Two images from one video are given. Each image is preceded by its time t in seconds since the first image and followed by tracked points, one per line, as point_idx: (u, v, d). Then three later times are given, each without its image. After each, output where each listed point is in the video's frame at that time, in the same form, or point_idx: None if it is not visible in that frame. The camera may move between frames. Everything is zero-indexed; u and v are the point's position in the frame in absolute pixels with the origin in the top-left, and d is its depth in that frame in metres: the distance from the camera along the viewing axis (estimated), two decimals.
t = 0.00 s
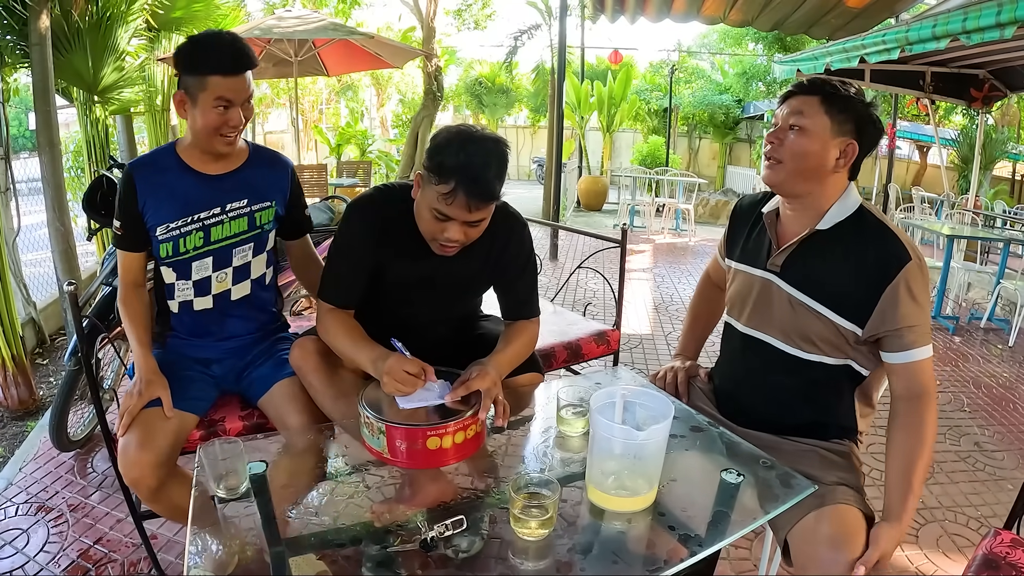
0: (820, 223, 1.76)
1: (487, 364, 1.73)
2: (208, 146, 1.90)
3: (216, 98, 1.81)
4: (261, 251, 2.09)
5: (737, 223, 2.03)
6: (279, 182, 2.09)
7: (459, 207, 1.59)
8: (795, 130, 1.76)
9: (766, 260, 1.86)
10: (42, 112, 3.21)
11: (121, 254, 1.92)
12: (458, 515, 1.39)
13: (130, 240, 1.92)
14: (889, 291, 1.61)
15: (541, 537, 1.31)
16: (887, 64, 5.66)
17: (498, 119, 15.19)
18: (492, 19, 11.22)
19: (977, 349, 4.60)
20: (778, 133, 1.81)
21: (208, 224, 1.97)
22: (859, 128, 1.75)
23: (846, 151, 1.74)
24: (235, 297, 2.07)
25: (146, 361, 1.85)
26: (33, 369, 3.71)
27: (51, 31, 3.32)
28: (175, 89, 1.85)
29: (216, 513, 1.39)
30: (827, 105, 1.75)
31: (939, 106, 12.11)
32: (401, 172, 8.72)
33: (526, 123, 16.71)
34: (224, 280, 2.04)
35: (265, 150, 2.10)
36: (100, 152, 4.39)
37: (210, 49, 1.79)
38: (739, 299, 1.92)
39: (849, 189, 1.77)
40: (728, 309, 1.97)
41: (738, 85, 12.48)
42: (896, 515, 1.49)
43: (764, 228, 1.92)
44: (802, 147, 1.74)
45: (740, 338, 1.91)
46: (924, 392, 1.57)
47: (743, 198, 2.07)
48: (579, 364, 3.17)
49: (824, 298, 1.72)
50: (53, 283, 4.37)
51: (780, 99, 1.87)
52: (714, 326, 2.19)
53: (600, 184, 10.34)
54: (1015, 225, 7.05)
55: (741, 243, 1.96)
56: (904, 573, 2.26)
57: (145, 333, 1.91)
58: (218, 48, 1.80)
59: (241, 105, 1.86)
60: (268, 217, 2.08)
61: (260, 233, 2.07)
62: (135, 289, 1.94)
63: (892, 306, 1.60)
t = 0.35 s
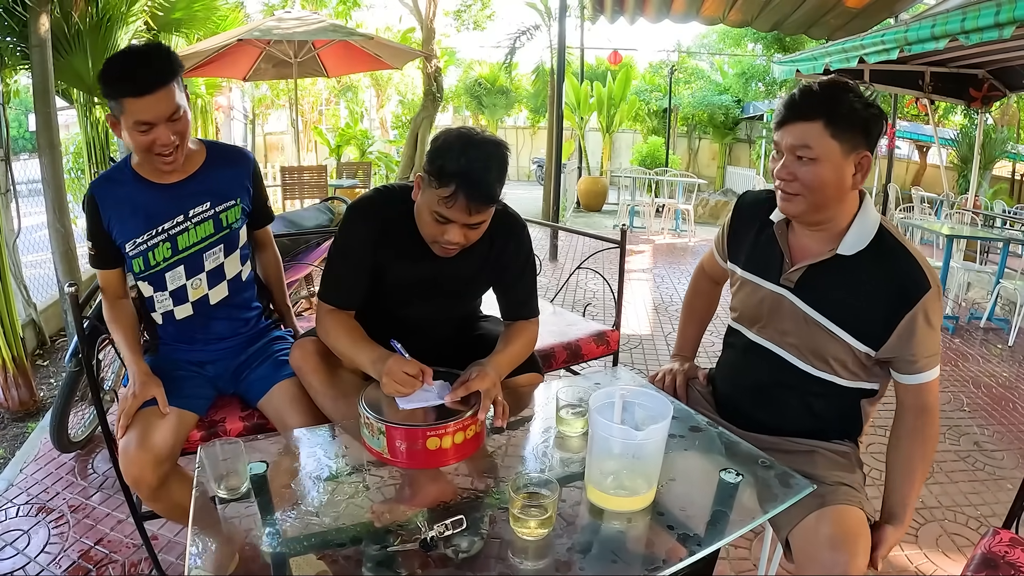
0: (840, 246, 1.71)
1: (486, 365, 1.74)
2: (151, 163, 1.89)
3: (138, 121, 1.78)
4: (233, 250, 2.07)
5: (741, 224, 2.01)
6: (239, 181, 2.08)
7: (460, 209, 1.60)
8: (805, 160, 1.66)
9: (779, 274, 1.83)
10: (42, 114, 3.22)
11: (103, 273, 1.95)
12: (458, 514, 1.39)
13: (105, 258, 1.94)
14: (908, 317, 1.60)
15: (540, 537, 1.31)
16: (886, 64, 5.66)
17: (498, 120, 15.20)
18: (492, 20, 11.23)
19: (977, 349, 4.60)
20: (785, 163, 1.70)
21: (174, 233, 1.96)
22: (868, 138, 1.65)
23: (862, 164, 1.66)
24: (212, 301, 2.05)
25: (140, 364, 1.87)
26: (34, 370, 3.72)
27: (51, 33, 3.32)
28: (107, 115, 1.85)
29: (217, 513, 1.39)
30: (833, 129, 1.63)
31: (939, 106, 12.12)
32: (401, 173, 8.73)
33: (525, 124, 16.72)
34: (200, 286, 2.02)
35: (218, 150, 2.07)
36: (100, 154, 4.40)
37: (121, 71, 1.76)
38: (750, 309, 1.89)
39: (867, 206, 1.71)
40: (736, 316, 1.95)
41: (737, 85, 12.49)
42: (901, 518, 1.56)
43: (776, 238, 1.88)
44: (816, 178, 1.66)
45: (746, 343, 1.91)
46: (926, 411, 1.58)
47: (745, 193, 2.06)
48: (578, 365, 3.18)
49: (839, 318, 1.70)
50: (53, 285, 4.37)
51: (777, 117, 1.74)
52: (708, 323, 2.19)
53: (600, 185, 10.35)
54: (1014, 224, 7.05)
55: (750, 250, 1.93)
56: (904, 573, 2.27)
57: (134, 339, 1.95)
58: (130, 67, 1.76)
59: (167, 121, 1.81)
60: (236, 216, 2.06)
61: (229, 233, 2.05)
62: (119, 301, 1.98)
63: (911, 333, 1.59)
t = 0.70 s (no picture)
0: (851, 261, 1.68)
1: (487, 366, 1.74)
2: (99, 163, 1.87)
3: (71, 112, 1.77)
4: (202, 261, 2.04)
5: (747, 223, 1.98)
6: (202, 182, 2.03)
7: (460, 210, 1.60)
8: (811, 177, 1.62)
9: (787, 283, 1.81)
10: (42, 115, 3.23)
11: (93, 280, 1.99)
12: (459, 515, 1.39)
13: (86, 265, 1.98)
14: (914, 335, 1.58)
15: (541, 538, 1.31)
16: (885, 64, 5.67)
17: (497, 121, 15.20)
18: (491, 21, 11.23)
19: (977, 349, 4.60)
20: (793, 182, 1.66)
21: (139, 246, 1.95)
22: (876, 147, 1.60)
23: (872, 175, 1.63)
24: (184, 314, 2.03)
25: (132, 374, 1.88)
26: (34, 372, 3.72)
27: (51, 35, 3.33)
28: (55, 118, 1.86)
29: (218, 515, 1.39)
30: (839, 147, 1.58)
31: (938, 106, 12.12)
32: (401, 174, 8.73)
33: (525, 125, 16.71)
34: (171, 299, 2.00)
35: (181, 152, 2.03)
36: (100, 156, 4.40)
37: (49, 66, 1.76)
38: (756, 314, 1.89)
39: (881, 221, 1.68)
40: (740, 319, 1.95)
41: (737, 85, 12.47)
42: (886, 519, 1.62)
43: (785, 244, 1.86)
44: (825, 197, 1.62)
45: (751, 346, 1.90)
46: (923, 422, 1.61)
47: (752, 191, 2.04)
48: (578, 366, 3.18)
49: (843, 330, 1.69)
50: (53, 287, 4.38)
51: (781, 135, 1.69)
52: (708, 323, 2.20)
53: (600, 185, 10.35)
54: (1014, 224, 7.05)
55: (757, 255, 1.91)
56: (904, 573, 2.26)
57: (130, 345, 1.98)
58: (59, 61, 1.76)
59: (101, 109, 1.79)
60: (200, 225, 2.03)
61: (194, 243, 2.02)
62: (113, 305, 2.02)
63: (915, 351, 1.58)
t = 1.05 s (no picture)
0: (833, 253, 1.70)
1: (486, 368, 1.74)
2: (126, 156, 1.88)
3: (105, 100, 1.80)
4: (211, 264, 2.03)
5: (737, 228, 2.00)
6: (213, 182, 2.02)
7: (457, 212, 1.60)
8: (773, 180, 1.63)
9: (776, 281, 1.83)
10: (42, 117, 3.24)
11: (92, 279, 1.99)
12: (459, 516, 1.40)
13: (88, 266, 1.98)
14: (902, 319, 1.59)
15: (541, 538, 1.32)
16: (885, 64, 5.67)
17: (497, 122, 15.21)
18: (491, 22, 11.23)
19: (977, 349, 4.60)
20: (759, 189, 1.68)
21: (148, 248, 1.94)
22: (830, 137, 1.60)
23: (832, 165, 1.62)
24: (191, 316, 2.03)
25: (128, 380, 1.87)
26: (35, 374, 3.73)
27: (51, 37, 3.33)
28: (73, 113, 1.86)
29: (220, 516, 1.40)
30: (790, 146, 1.59)
31: (938, 106, 12.13)
32: (401, 175, 8.73)
33: (525, 126, 16.72)
34: (178, 302, 2.01)
35: (193, 152, 2.02)
36: (100, 158, 4.40)
37: (84, 56, 1.79)
38: (750, 315, 1.90)
39: (860, 211, 1.70)
40: (737, 322, 1.96)
41: (737, 85, 12.47)
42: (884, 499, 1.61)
43: (771, 246, 1.88)
44: (791, 197, 1.63)
45: (748, 346, 1.92)
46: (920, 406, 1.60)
47: (741, 199, 2.06)
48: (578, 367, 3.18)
49: (836, 325, 1.70)
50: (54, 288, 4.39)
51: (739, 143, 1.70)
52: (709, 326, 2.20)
53: (600, 186, 10.35)
54: (1014, 224, 7.06)
55: (748, 257, 1.93)
56: (904, 573, 2.27)
57: (127, 350, 1.97)
58: (94, 52, 1.80)
59: (136, 99, 1.84)
60: (211, 228, 2.01)
61: (205, 246, 2.01)
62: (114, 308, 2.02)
63: (903, 335, 1.59)
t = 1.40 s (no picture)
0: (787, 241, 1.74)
1: (484, 369, 1.75)
2: (166, 154, 1.88)
3: (155, 97, 1.82)
4: (244, 264, 2.05)
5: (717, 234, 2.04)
6: (249, 184, 2.04)
7: (452, 213, 1.61)
8: (719, 171, 1.71)
9: (744, 276, 1.86)
10: (42, 119, 3.25)
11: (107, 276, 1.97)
12: (457, 517, 1.41)
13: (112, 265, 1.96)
14: (859, 300, 1.61)
15: (538, 538, 1.32)
16: (884, 64, 5.67)
17: (497, 122, 15.21)
18: (491, 23, 11.21)
19: (976, 349, 4.60)
20: (708, 180, 1.75)
21: (183, 245, 1.95)
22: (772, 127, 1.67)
23: (772, 153, 1.67)
24: (222, 314, 2.06)
25: (137, 381, 1.87)
26: (35, 375, 3.73)
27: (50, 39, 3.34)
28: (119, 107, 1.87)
29: (220, 517, 1.40)
30: (729, 134, 1.67)
31: (937, 105, 12.14)
32: (400, 176, 8.74)
33: (525, 127, 16.73)
34: (209, 300, 2.03)
35: (228, 154, 2.04)
36: (100, 159, 4.41)
37: (137, 52, 1.82)
38: (725, 314, 1.92)
39: (812, 197, 1.73)
40: (717, 324, 1.97)
41: (736, 86, 12.48)
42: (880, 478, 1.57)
43: (739, 245, 1.91)
44: (736, 184, 1.69)
45: (729, 345, 1.93)
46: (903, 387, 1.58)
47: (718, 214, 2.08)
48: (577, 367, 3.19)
49: (799, 311, 1.72)
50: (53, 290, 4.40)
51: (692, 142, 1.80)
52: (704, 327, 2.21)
53: (599, 187, 10.38)
54: (1013, 224, 7.07)
55: (724, 257, 1.96)
56: (903, 573, 2.27)
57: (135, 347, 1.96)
58: (147, 49, 1.83)
59: (184, 99, 1.86)
60: (246, 228, 2.03)
61: (239, 247, 2.03)
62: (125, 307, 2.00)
63: (866, 317, 1.59)
